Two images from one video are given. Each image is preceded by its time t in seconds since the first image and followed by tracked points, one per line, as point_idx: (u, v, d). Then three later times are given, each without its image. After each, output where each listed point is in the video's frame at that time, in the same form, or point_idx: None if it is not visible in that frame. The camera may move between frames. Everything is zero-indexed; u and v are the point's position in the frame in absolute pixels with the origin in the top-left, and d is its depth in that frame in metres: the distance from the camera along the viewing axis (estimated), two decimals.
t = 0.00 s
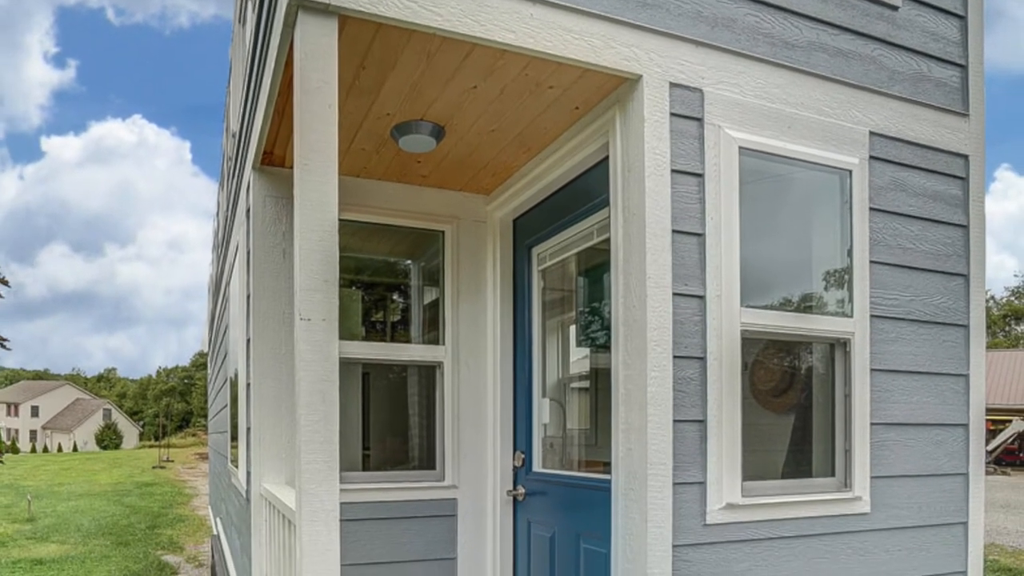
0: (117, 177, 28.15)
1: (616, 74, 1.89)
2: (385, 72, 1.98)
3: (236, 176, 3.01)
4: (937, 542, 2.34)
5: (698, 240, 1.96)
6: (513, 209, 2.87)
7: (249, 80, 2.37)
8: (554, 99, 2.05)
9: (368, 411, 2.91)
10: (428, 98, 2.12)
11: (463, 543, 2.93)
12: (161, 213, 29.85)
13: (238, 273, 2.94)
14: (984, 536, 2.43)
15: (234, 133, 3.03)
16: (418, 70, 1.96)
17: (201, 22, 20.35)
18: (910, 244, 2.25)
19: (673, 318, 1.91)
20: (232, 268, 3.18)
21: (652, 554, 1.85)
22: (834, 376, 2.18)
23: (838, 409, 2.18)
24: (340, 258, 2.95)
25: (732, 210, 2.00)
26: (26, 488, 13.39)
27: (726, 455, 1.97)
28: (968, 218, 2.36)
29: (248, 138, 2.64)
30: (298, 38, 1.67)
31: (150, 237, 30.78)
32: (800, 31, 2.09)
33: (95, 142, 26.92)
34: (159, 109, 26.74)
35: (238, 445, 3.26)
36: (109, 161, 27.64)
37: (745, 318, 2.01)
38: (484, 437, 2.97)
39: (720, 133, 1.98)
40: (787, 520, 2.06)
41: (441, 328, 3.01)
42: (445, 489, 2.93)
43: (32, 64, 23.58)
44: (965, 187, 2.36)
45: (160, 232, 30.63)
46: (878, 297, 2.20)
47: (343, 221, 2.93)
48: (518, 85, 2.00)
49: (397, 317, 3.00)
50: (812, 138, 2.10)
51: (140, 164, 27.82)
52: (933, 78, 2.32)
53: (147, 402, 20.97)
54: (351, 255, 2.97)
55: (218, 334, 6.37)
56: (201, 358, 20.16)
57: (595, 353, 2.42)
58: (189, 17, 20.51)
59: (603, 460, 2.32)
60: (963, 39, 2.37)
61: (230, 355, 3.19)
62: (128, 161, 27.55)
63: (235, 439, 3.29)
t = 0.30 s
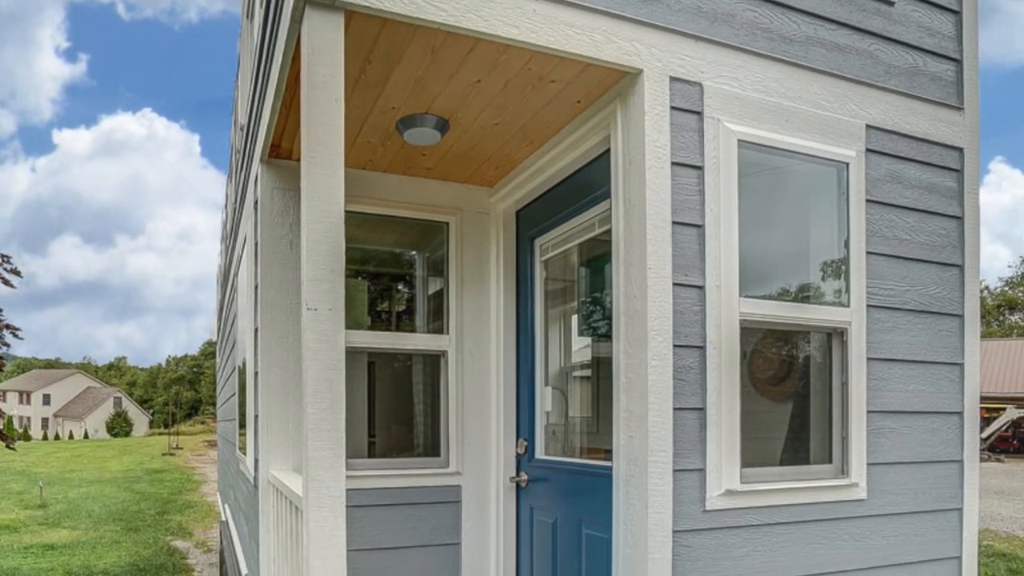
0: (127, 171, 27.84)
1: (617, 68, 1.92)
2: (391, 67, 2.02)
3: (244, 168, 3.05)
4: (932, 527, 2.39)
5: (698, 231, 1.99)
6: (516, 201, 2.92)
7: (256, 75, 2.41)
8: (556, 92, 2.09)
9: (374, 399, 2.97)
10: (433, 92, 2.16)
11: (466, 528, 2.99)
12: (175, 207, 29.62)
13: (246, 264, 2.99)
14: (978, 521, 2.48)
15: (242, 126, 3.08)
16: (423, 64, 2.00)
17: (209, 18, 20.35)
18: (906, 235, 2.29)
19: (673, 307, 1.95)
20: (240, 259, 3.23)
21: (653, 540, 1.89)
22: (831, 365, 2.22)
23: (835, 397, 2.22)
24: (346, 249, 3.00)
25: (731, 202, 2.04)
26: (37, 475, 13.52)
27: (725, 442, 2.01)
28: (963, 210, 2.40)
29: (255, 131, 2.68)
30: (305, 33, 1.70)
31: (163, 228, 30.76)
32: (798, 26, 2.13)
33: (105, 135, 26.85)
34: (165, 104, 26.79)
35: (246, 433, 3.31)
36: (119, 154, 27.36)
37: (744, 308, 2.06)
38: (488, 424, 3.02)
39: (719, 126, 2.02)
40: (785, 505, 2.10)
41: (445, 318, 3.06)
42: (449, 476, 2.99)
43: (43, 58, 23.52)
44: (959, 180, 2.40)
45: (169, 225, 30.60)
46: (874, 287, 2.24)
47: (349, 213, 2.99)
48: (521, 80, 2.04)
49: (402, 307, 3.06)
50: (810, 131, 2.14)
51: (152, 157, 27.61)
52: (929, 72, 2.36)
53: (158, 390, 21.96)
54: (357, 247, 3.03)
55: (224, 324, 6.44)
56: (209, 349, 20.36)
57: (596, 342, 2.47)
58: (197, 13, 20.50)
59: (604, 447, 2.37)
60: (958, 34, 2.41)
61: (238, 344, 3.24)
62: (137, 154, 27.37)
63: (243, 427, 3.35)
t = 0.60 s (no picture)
0: (137, 162, 27.75)
1: (618, 63, 1.95)
2: (396, 61, 2.06)
3: (251, 161, 3.09)
4: (927, 513, 2.44)
5: (697, 223, 2.03)
6: (519, 193, 2.96)
7: (264, 69, 2.45)
8: (558, 86, 2.12)
9: (380, 388, 3.02)
10: (437, 86, 2.19)
11: (470, 514, 3.05)
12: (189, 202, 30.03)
13: (254, 255, 3.04)
14: (973, 507, 2.53)
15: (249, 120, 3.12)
16: (427, 59, 2.03)
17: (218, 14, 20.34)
18: (902, 227, 2.34)
19: (674, 297, 1.99)
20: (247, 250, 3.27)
21: (653, 526, 1.93)
22: (828, 354, 2.26)
23: (832, 385, 2.26)
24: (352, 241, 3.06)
25: (730, 195, 2.07)
26: (48, 462, 13.66)
27: (724, 429, 2.06)
28: (957, 201, 2.44)
29: (263, 124, 2.72)
30: (312, 28, 1.74)
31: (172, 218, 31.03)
32: (796, 21, 2.17)
33: (116, 127, 26.44)
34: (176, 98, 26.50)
35: (254, 421, 3.37)
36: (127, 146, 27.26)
37: (743, 298, 2.10)
38: (491, 413, 3.08)
39: (719, 119, 2.06)
40: (782, 492, 2.15)
41: (449, 308, 3.12)
42: (454, 463, 3.05)
43: (54, 53, 23.56)
44: (954, 172, 2.45)
45: (178, 217, 30.96)
46: (871, 277, 2.28)
47: (355, 205, 3.04)
48: (525, 74, 2.07)
49: (407, 297, 3.11)
50: (807, 124, 2.17)
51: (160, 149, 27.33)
52: (924, 66, 2.40)
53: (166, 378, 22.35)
54: (363, 238, 3.08)
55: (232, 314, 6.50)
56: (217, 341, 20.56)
57: (598, 332, 2.51)
58: (206, 8, 20.51)
59: (606, 435, 2.42)
60: (953, 29, 2.46)
61: (246, 333, 3.29)
62: (145, 147, 27.21)
63: (251, 415, 3.41)
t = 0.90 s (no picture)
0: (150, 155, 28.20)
1: (619, 58, 1.99)
2: (401, 56, 2.10)
3: (259, 154, 3.14)
4: (923, 500, 2.49)
5: (697, 215, 2.07)
6: (522, 185, 3.01)
7: (271, 64, 2.49)
8: (560, 80, 2.16)
9: (385, 377, 3.08)
10: (441, 81, 2.23)
11: (474, 501, 3.10)
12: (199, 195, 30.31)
13: (262, 246, 3.09)
14: (968, 494, 2.58)
15: (257, 113, 3.15)
16: (432, 54, 2.07)
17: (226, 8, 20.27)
18: (898, 219, 2.38)
19: (674, 288, 2.03)
20: (255, 242, 3.32)
21: (654, 512, 1.97)
22: (825, 343, 2.31)
23: (829, 374, 2.31)
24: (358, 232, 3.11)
25: (730, 187, 2.11)
26: (59, 448, 13.81)
27: (723, 418, 2.10)
28: (953, 193, 2.49)
29: (270, 118, 2.77)
30: (319, 24, 1.77)
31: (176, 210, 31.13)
32: (793, 17, 2.21)
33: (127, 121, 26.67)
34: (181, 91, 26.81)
35: (262, 409, 3.43)
36: (141, 140, 27.51)
37: (742, 288, 2.14)
38: (494, 401, 3.13)
39: (718, 113, 2.10)
40: (780, 479, 2.20)
41: (453, 299, 3.17)
42: (458, 451, 3.10)
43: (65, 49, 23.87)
44: (950, 165, 2.49)
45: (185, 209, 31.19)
46: (868, 268, 2.33)
47: (361, 197, 3.09)
48: (527, 68, 2.10)
49: (411, 287, 3.16)
50: (805, 118, 2.21)
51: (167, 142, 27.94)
52: (920, 61, 2.44)
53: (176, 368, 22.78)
54: (368, 230, 3.13)
55: (239, 305, 6.58)
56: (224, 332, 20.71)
57: (599, 322, 2.56)
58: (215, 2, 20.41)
59: (607, 423, 2.46)
60: (948, 24, 2.50)
61: (254, 323, 3.35)
62: (156, 140, 27.78)
63: (259, 403, 3.47)
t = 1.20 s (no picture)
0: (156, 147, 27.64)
1: (620, 52, 2.02)
2: (405, 51, 2.13)
3: (266, 147, 3.18)
4: (918, 487, 2.54)
5: (697, 207, 2.11)
6: (525, 178, 3.05)
7: (278, 58, 2.53)
8: (563, 75, 2.19)
9: (390, 366, 3.13)
10: (445, 75, 2.27)
11: (478, 488, 3.16)
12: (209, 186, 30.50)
13: (269, 238, 3.13)
14: (962, 482, 2.63)
15: (264, 107, 3.19)
16: (436, 49, 2.10)
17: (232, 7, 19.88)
18: (894, 211, 2.42)
19: (674, 278, 2.07)
20: (262, 235, 3.37)
21: (654, 499, 2.02)
22: (823, 333, 2.35)
23: (827, 363, 2.35)
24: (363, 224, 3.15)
25: (728, 180, 2.15)
26: (70, 436, 13.97)
27: (723, 406, 2.14)
28: (948, 186, 2.53)
29: (277, 112, 2.81)
30: (326, 20, 1.81)
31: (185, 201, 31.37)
32: (792, 12, 2.25)
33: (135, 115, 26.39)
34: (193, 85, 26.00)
35: (269, 398, 3.49)
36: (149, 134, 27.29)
37: (741, 279, 2.18)
38: (498, 391, 3.18)
39: (717, 107, 2.13)
40: (778, 466, 2.24)
41: (457, 289, 3.22)
42: (462, 439, 3.16)
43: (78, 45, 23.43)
44: (945, 158, 2.53)
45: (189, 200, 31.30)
46: (864, 259, 2.37)
47: (366, 189, 3.13)
48: (530, 63, 2.14)
49: (416, 278, 3.21)
50: (802, 112, 2.25)
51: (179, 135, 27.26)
52: (916, 55, 2.49)
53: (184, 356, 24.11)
54: (373, 222, 3.18)
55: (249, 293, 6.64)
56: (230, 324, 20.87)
57: (600, 312, 2.60)
58: None
59: (608, 411, 2.51)
60: (943, 19, 2.55)
61: (261, 313, 3.40)
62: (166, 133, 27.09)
63: (266, 392, 3.53)
